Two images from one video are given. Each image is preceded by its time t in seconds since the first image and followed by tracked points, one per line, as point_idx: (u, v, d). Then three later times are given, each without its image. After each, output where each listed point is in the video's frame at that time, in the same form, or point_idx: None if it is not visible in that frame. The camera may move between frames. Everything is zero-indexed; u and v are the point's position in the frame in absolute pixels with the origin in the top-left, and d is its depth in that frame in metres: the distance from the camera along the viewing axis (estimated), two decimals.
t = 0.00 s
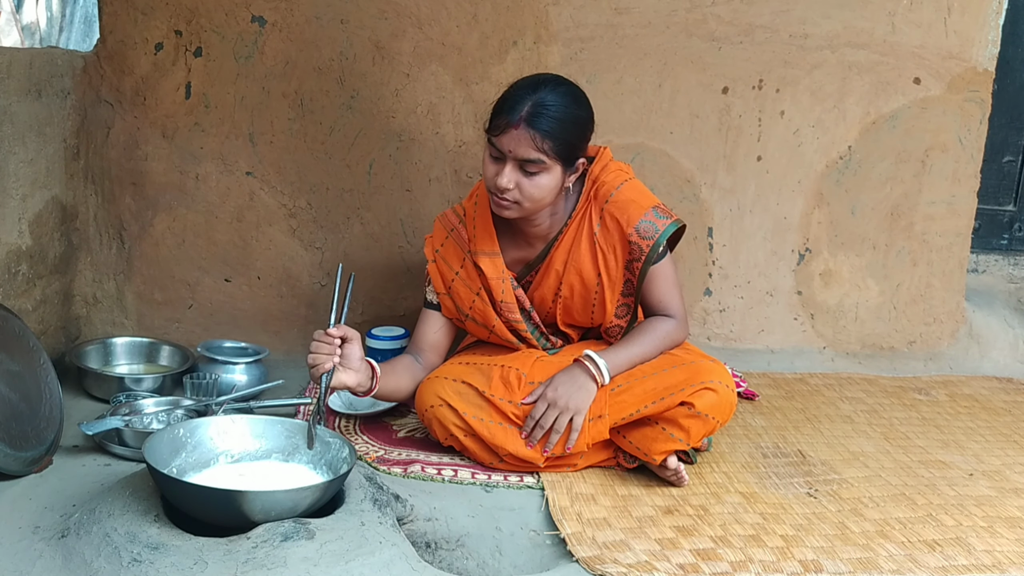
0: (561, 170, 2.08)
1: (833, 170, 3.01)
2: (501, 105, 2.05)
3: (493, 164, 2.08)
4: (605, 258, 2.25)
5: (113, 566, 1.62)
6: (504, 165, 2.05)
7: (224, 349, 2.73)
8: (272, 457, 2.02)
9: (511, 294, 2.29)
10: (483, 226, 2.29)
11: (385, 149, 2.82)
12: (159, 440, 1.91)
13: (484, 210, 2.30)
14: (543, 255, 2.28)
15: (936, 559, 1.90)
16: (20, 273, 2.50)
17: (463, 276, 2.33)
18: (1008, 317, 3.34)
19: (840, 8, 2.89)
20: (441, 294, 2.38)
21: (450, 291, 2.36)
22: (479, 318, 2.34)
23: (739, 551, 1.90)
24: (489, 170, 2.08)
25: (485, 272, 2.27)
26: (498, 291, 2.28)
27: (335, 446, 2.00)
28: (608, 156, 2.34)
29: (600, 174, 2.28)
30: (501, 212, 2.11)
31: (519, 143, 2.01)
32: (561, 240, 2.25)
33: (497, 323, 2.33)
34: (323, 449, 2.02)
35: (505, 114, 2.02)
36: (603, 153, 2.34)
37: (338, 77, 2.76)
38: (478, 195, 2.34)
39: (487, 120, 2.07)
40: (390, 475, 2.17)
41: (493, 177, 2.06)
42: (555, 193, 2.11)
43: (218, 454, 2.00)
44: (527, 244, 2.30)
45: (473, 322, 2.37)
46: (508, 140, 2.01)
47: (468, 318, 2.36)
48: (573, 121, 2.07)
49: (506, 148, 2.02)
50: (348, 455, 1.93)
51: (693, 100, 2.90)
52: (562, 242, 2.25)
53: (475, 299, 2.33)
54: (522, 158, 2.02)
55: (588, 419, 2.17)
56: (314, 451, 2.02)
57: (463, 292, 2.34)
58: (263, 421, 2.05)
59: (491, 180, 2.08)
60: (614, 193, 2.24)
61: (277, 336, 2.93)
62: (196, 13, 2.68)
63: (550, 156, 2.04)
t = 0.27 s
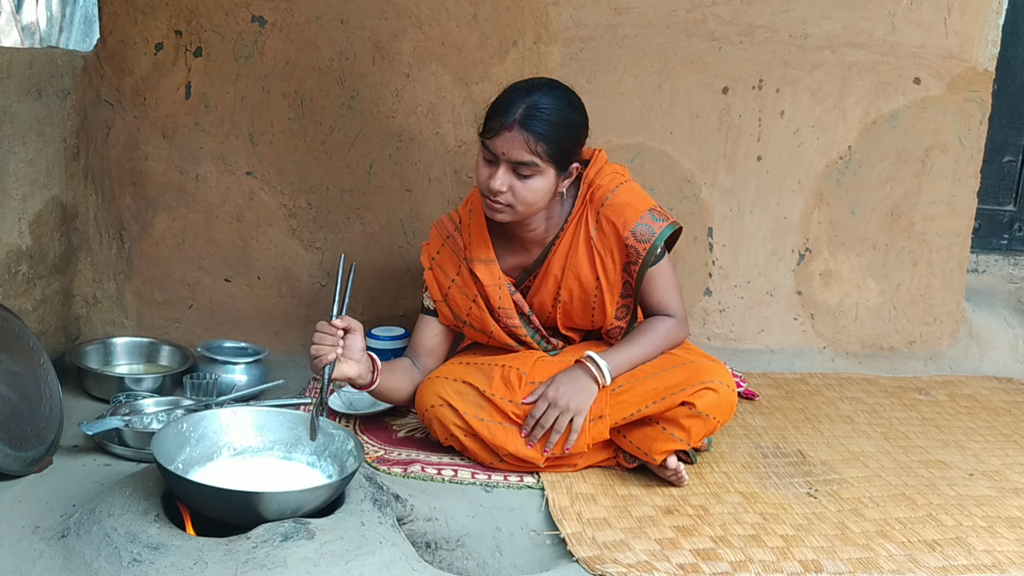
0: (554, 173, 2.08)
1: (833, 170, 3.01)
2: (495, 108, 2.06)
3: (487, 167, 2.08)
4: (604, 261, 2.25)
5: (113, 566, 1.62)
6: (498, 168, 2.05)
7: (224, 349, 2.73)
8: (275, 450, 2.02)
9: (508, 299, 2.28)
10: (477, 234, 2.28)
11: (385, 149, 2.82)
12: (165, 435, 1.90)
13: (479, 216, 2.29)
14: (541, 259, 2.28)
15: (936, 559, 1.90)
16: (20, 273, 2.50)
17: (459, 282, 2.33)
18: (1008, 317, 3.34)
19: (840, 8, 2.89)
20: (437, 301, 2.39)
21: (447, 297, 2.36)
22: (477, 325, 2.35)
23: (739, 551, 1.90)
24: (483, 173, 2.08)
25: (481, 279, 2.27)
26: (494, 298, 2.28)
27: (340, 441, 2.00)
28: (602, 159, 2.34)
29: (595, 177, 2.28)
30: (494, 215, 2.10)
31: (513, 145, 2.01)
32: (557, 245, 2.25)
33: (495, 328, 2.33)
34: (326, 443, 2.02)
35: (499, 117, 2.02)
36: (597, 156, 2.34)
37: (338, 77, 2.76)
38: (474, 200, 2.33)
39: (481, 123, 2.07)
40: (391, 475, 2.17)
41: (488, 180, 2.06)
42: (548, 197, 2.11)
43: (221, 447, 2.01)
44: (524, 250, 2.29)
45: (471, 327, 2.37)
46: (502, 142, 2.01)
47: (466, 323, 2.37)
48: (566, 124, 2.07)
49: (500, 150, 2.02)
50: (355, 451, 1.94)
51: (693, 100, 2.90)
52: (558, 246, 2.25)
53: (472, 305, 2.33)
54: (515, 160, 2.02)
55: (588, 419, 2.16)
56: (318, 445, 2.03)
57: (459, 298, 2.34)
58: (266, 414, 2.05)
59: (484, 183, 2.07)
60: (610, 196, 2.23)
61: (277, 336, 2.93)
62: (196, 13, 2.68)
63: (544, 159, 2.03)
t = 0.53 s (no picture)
0: (557, 165, 2.09)
1: (833, 170, 3.01)
2: (493, 104, 2.04)
3: (490, 163, 2.08)
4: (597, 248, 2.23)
5: (113, 566, 1.62)
6: (501, 164, 2.05)
7: (224, 349, 2.73)
8: (308, 434, 2.02)
9: (506, 291, 2.27)
10: (475, 228, 2.28)
11: (385, 149, 2.82)
12: (207, 419, 1.90)
13: (477, 211, 2.30)
14: (539, 250, 2.28)
15: (936, 559, 1.90)
16: (20, 273, 2.50)
17: (458, 276, 2.34)
18: (1008, 317, 3.34)
19: (840, 9, 2.89)
20: (438, 295, 2.39)
21: (447, 290, 2.36)
22: (476, 318, 2.34)
23: (739, 551, 1.89)
24: (487, 169, 2.08)
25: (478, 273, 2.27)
26: (493, 292, 2.27)
27: (375, 422, 2.01)
28: (596, 149, 2.33)
29: (588, 166, 2.28)
30: (500, 210, 2.11)
31: (516, 141, 2.00)
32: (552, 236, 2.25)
33: (494, 321, 2.32)
34: (360, 424, 2.02)
35: (499, 114, 2.01)
36: (591, 146, 2.34)
37: (338, 77, 2.76)
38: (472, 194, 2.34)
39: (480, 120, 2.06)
40: (391, 474, 2.17)
41: (492, 177, 2.06)
42: (552, 188, 2.12)
43: (257, 430, 2.00)
44: (523, 242, 2.31)
45: (471, 321, 2.37)
46: (504, 140, 2.01)
47: (467, 316, 2.36)
48: (565, 115, 2.07)
49: (502, 148, 2.02)
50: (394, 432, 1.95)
51: (693, 100, 2.90)
52: (553, 236, 2.25)
53: (471, 298, 2.32)
54: (519, 156, 2.02)
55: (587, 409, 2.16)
56: (350, 426, 2.03)
57: (459, 291, 2.34)
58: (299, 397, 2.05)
59: (489, 180, 2.07)
60: (601, 183, 2.22)
61: (277, 336, 2.93)
62: (195, 13, 2.68)
63: (546, 152, 2.04)
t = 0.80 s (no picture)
0: (579, 148, 2.12)
1: (833, 170, 3.01)
2: (514, 94, 2.05)
3: (515, 153, 2.09)
4: (582, 233, 2.23)
5: (113, 566, 1.62)
6: (529, 153, 2.07)
7: (224, 349, 2.73)
8: (359, 430, 2.03)
9: (507, 279, 2.29)
10: (484, 214, 2.31)
11: (385, 149, 2.82)
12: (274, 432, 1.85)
13: (486, 196, 2.33)
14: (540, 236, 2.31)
15: (936, 559, 1.90)
16: (20, 273, 2.50)
17: (463, 261, 2.35)
18: (1008, 317, 3.34)
19: (840, 9, 2.89)
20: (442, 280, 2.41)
21: (450, 275, 2.38)
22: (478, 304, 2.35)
23: (739, 551, 1.89)
24: (512, 160, 2.10)
25: (483, 258, 2.30)
26: (495, 277, 2.29)
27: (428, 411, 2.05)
28: (604, 142, 2.36)
29: (593, 157, 2.30)
30: (527, 198, 2.14)
31: (545, 129, 2.02)
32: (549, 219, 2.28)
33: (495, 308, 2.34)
34: (411, 414, 2.06)
35: (524, 104, 2.02)
36: (600, 139, 2.37)
37: (338, 77, 2.76)
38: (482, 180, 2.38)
39: (501, 111, 2.07)
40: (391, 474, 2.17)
41: (520, 167, 2.08)
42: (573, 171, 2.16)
43: (312, 435, 1.98)
44: (527, 228, 2.35)
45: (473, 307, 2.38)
46: (533, 129, 2.02)
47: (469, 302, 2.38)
48: (584, 99, 2.10)
49: (531, 138, 2.04)
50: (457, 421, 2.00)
51: (694, 100, 2.90)
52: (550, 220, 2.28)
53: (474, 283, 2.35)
54: (548, 144, 2.04)
55: (589, 406, 2.18)
56: (401, 417, 2.06)
57: (462, 276, 2.35)
58: (344, 395, 2.05)
59: (516, 170, 2.09)
60: (600, 172, 2.24)
61: (277, 336, 2.93)
62: (195, 13, 2.68)
63: (572, 136, 2.07)
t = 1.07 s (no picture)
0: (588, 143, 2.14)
1: (833, 170, 3.01)
2: (527, 89, 2.05)
3: (526, 148, 2.09)
4: (581, 232, 2.23)
5: (113, 566, 1.62)
6: (540, 148, 2.07)
7: (224, 349, 2.72)
8: (402, 437, 2.02)
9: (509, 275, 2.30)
10: (487, 210, 2.31)
11: (385, 149, 2.82)
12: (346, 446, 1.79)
13: (490, 192, 2.34)
14: (541, 233, 2.32)
15: (936, 559, 1.90)
16: (20, 273, 2.50)
17: (466, 257, 2.36)
18: (1008, 317, 3.34)
19: (840, 9, 2.89)
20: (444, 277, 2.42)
21: (453, 271, 2.38)
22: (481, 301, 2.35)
23: (739, 551, 1.89)
24: (523, 154, 2.10)
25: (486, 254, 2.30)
26: (498, 274, 2.30)
27: (468, 409, 2.07)
28: (610, 142, 2.36)
29: (599, 156, 2.31)
30: (536, 192, 2.14)
31: (560, 124, 2.03)
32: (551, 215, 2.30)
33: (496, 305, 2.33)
34: (451, 415, 2.07)
35: (539, 98, 2.02)
36: (606, 138, 2.37)
37: (338, 77, 2.76)
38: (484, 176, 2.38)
39: (513, 105, 2.07)
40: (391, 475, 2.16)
41: (532, 162, 2.08)
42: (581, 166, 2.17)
43: (364, 446, 1.94)
44: (529, 223, 2.36)
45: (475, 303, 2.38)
46: (548, 123, 2.03)
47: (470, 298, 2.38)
48: (594, 95, 2.11)
49: (543, 132, 2.04)
50: (507, 415, 2.03)
51: (694, 100, 2.90)
52: (552, 217, 2.29)
53: (476, 279, 2.34)
54: (562, 138, 2.05)
55: (594, 401, 2.18)
56: (441, 419, 2.07)
57: (464, 272, 2.35)
58: (380, 405, 2.03)
59: (527, 164, 2.09)
60: (604, 172, 2.25)
61: (277, 336, 2.93)
62: (196, 13, 2.68)
63: (584, 131, 2.09)
